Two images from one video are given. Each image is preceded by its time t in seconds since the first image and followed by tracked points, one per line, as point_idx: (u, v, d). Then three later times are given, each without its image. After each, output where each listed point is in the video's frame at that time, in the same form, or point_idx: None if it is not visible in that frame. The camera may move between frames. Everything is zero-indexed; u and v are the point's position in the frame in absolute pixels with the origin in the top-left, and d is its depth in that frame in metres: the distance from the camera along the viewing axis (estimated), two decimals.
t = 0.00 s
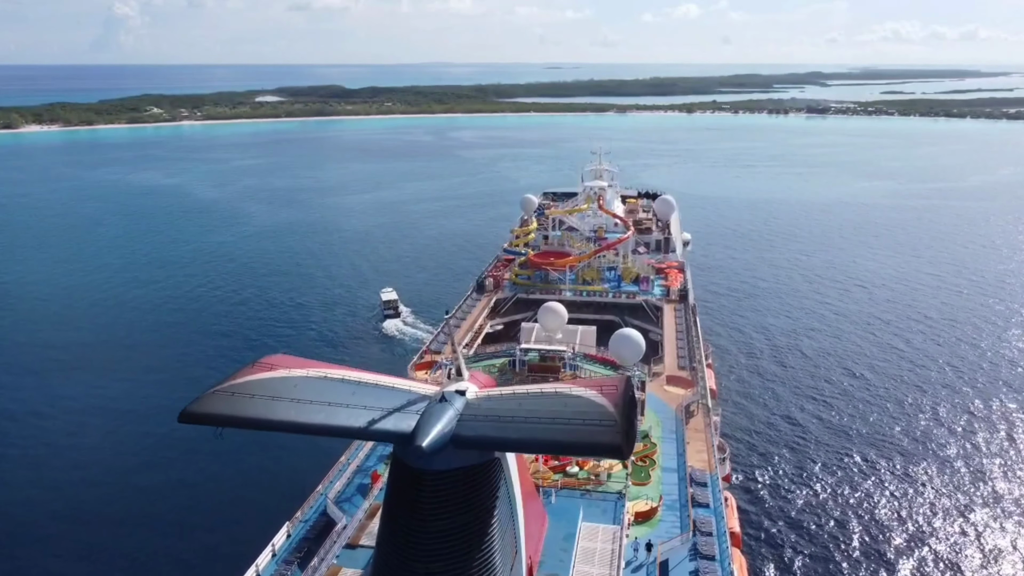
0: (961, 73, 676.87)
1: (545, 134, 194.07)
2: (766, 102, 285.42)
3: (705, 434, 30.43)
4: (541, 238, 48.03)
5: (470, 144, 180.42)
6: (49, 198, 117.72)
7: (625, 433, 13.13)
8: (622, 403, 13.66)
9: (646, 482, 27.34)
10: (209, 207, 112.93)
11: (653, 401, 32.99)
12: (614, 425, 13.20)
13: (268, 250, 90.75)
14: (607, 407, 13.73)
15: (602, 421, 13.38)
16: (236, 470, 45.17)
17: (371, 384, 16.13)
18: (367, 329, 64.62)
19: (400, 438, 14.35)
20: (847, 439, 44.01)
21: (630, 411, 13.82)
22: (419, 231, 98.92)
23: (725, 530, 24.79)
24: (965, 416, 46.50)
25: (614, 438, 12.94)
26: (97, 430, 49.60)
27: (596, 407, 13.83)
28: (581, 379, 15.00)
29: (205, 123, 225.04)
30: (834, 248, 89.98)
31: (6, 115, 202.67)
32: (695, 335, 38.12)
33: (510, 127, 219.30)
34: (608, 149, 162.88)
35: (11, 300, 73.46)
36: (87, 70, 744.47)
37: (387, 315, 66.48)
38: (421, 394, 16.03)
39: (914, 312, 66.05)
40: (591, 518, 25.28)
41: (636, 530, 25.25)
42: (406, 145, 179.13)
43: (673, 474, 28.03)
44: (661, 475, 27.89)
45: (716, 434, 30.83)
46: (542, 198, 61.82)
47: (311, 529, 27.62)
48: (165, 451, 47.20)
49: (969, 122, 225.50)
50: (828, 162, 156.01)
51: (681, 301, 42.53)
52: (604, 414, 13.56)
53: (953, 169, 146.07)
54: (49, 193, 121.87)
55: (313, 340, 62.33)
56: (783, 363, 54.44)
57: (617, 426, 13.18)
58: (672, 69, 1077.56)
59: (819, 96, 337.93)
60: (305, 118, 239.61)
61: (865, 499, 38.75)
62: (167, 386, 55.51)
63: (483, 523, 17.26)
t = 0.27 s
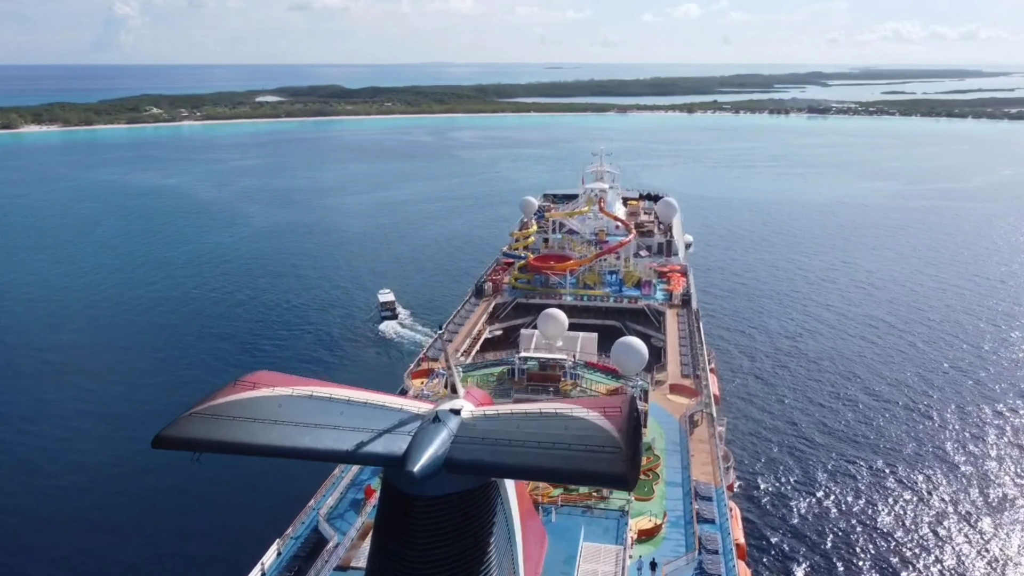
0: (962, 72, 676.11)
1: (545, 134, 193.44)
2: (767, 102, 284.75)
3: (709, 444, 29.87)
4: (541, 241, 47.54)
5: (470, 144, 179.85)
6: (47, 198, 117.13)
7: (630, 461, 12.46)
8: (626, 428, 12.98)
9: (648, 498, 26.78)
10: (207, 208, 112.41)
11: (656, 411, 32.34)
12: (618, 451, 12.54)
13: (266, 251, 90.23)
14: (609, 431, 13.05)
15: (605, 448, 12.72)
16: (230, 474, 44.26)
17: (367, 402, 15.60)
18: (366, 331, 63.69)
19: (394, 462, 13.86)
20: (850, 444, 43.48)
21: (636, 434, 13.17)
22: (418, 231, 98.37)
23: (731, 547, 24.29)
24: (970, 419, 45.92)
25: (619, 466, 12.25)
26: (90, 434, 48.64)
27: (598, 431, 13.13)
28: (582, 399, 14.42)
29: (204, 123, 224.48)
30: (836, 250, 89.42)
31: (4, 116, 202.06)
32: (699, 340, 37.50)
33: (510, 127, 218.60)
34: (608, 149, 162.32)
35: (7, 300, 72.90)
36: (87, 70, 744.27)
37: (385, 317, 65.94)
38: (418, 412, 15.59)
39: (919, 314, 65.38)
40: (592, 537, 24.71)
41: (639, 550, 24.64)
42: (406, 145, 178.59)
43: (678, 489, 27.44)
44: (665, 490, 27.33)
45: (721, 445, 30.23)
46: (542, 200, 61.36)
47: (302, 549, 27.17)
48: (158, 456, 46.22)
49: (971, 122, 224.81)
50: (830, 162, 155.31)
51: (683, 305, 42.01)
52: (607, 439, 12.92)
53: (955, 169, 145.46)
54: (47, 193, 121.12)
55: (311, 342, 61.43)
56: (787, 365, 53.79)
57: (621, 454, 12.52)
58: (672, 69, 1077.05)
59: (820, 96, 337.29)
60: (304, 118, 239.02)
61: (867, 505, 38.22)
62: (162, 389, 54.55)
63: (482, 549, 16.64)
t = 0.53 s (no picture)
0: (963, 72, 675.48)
1: (546, 135, 192.90)
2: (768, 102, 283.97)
3: (714, 456, 29.40)
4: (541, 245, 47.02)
5: (470, 144, 179.29)
6: (45, 199, 116.67)
7: (636, 495, 11.87)
8: (632, 459, 12.45)
9: (652, 514, 26.10)
10: (206, 209, 111.91)
11: (658, 422, 31.63)
12: (623, 485, 11.96)
13: (264, 252, 89.67)
14: (615, 462, 12.51)
15: (611, 480, 12.18)
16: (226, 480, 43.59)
17: (357, 423, 15.29)
18: (365, 334, 63.03)
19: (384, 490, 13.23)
20: (852, 448, 43.06)
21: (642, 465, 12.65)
22: (417, 232, 97.81)
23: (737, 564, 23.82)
24: (972, 423, 45.43)
25: (624, 500, 11.66)
26: (84, 438, 47.97)
27: (603, 462, 12.58)
28: (589, 424, 13.98)
29: (204, 123, 224.08)
30: (837, 251, 88.82)
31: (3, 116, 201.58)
32: (701, 347, 37.08)
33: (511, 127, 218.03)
34: (609, 150, 161.77)
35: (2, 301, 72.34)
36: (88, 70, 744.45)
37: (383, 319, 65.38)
38: (410, 433, 15.35)
39: (922, 316, 64.80)
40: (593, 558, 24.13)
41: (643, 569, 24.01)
42: (405, 146, 178.05)
43: (682, 504, 26.73)
44: (669, 506, 26.63)
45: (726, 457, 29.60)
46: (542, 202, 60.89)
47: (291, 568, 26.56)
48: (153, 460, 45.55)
49: (973, 123, 224.03)
50: (831, 162, 154.72)
51: (686, 311, 41.50)
52: (613, 470, 12.37)
53: (957, 170, 144.79)
54: (44, 194, 120.62)
55: (309, 345, 60.75)
56: (789, 368, 53.34)
57: (627, 487, 11.95)
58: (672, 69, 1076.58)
59: (821, 96, 336.53)
60: (304, 118, 238.54)
61: (868, 511, 37.78)
62: (158, 391, 53.88)
63: None
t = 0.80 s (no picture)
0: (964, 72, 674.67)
1: (546, 136, 192.32)
2: (770, 103, 283.10)
3: (719, 468, 28.60)
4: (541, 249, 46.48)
5: (471, 145, 178.71)
6: (43, 200, 116.20)
7: (642, 532, 11.60)
8: (638, 493, 12.17)
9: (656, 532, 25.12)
10: (203, 210, 111.33)
11: (663, 435, 30.68)
12: (629, 522, 11.69)
13: (262, 253, 89.15)
14: (621, 496, 12.31)
15: (615, 516, 11.95)
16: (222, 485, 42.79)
17: (343, 447, 15.50)
18: (363, 337, 62.26)
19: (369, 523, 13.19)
20: (853, 453, 42.59)
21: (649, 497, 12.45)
22: (416, 234, 97.16)
23: None
24: (975, 427, 44.88)
25: (629, 539, 11.39)
26: (78, 442, 47.18)
27: (607, 497, 12.40)
28: (592, 451, 13.81)
29: (204, 124, 223.69)
30: (839, 253, 88.16)
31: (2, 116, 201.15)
32: (706, 354, 36.36)
33: (511, 128, 217.41)
34: (609, 151, 161.11)
35: None
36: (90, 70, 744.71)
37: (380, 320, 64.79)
38: (397, 459, 15.30)
39: (925, 318, 64.21)
40: None
41: None
42: (405, 146, 177.33)
43: (687, 521, 25.78)
44: (673, 523, 25.66)
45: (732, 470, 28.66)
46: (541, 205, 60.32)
47: None
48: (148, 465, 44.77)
49: (975, 123, 223.15)
50: (833, 163, 154.00)
51: (689, 316, 40.86)
52: (618, 506, 12.15)
53: (960, 171, 144.02)
54: (42, 195, 119.92)
55: (306, 348, 60.06)
56: (790, 371, 52.80)
57: (633, 524, 11.67)
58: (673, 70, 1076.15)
59: (823, 97, 335.70)
60: (304, 119, 238.04)
61: (869, 518, 37.29)
62: (154, 395, 53.10)
63: None
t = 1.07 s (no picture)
0: (965, 72, 673.72)
1: (546, 136, 191.66)
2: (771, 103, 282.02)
3: (725, 481, 26.51)
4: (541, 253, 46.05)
5: (470, 145, 178.03)
6: (41, 200, 115.77)
7: (642, 566, 16.35)
8: (641, 535, 17.09)
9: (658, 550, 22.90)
10: (201, 211, 110.84)
11: (665, 448, 28.75)
12: (633, 560, 16.36)
13: (259, 253, 88.65)
14: (627, 537, 17.10)
15: (622, 556, 16.54)
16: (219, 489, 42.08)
17: (328, 473, 20.63)
18: (363, 339, 61.60)
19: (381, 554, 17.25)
20: (854, 456, 42.29)
21: (649, 537, 17.28)
22: (414, 234, 96.60)
23: None
24: (977, 430, 44.59)
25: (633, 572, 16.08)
26: (73, 445, 46.42)
27: (617, 536, 17.19)
28: (606, 493, 18.73)
29: (203, 124, 223.10)
30: (841, 254, 87.56)
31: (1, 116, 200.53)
32: (709, 360, 35.25)
33: (511, 128, 216.70)
34: (610, 151, 160.44)
35: None
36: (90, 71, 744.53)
37: (377, 322, 64.28)
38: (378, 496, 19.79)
39: (927, 321, 63.86)
40: None
41: None
42: (405, 147, 176.68)
43: (693, 539, 23.57)
44: (677, 541, 23.45)
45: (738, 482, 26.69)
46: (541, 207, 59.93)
47: None
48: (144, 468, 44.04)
49: (977, 124, 222.14)
50: (835, 164, 153.34)
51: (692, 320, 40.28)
52: (625, 546, 16.82)
53: (962, 171, 143.23)
54: (40, 195, 119.11)
55: (302, 349, 59.59)
56: (791, 374, 52.44)
57: (636, 560, 16.39)
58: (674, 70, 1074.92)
59: (823, 97, 334.62)
60: (304, 119, 237.32)
61: (871, 522, 36.97)
62: (150, 398, 52.38)
63: None
